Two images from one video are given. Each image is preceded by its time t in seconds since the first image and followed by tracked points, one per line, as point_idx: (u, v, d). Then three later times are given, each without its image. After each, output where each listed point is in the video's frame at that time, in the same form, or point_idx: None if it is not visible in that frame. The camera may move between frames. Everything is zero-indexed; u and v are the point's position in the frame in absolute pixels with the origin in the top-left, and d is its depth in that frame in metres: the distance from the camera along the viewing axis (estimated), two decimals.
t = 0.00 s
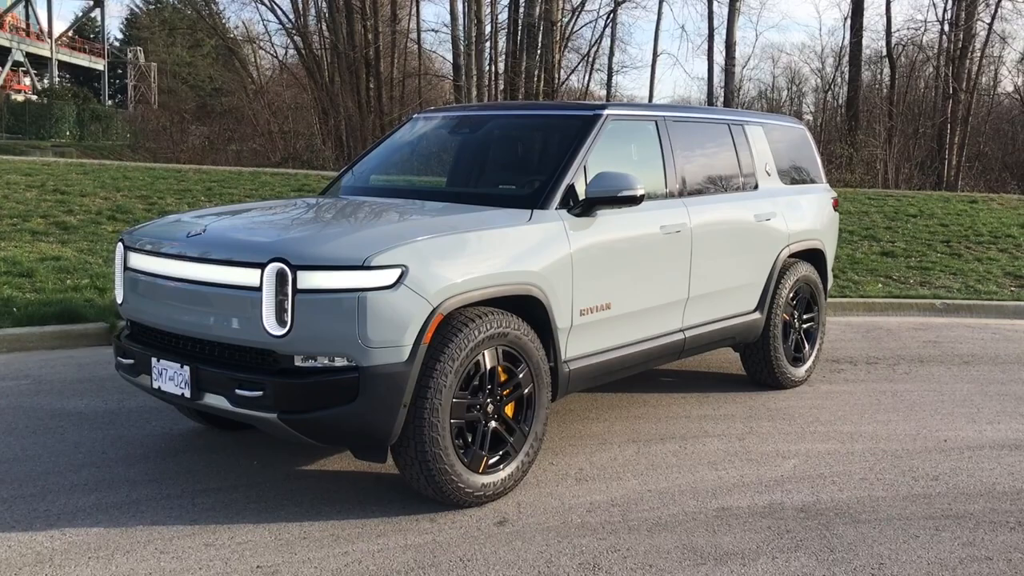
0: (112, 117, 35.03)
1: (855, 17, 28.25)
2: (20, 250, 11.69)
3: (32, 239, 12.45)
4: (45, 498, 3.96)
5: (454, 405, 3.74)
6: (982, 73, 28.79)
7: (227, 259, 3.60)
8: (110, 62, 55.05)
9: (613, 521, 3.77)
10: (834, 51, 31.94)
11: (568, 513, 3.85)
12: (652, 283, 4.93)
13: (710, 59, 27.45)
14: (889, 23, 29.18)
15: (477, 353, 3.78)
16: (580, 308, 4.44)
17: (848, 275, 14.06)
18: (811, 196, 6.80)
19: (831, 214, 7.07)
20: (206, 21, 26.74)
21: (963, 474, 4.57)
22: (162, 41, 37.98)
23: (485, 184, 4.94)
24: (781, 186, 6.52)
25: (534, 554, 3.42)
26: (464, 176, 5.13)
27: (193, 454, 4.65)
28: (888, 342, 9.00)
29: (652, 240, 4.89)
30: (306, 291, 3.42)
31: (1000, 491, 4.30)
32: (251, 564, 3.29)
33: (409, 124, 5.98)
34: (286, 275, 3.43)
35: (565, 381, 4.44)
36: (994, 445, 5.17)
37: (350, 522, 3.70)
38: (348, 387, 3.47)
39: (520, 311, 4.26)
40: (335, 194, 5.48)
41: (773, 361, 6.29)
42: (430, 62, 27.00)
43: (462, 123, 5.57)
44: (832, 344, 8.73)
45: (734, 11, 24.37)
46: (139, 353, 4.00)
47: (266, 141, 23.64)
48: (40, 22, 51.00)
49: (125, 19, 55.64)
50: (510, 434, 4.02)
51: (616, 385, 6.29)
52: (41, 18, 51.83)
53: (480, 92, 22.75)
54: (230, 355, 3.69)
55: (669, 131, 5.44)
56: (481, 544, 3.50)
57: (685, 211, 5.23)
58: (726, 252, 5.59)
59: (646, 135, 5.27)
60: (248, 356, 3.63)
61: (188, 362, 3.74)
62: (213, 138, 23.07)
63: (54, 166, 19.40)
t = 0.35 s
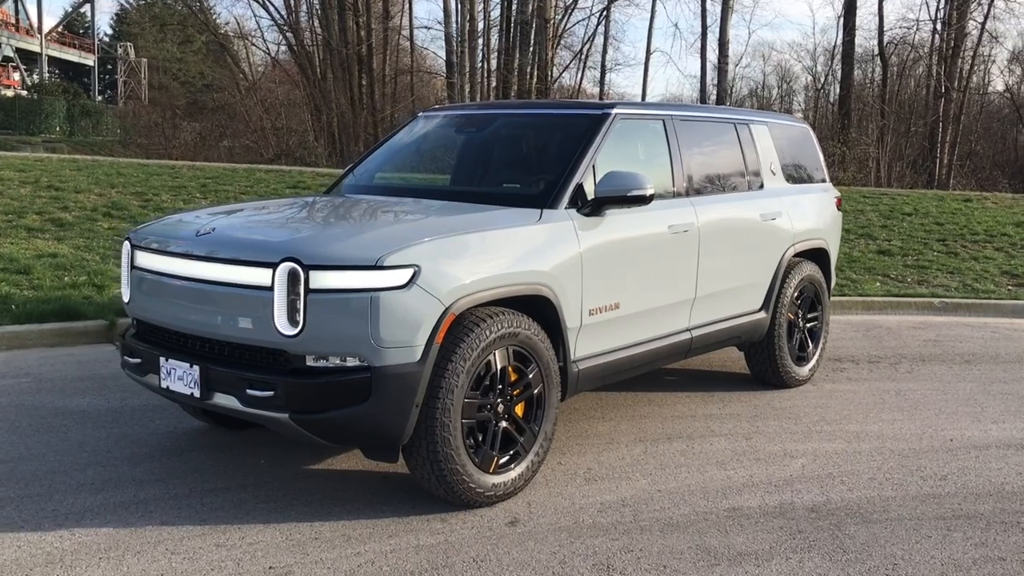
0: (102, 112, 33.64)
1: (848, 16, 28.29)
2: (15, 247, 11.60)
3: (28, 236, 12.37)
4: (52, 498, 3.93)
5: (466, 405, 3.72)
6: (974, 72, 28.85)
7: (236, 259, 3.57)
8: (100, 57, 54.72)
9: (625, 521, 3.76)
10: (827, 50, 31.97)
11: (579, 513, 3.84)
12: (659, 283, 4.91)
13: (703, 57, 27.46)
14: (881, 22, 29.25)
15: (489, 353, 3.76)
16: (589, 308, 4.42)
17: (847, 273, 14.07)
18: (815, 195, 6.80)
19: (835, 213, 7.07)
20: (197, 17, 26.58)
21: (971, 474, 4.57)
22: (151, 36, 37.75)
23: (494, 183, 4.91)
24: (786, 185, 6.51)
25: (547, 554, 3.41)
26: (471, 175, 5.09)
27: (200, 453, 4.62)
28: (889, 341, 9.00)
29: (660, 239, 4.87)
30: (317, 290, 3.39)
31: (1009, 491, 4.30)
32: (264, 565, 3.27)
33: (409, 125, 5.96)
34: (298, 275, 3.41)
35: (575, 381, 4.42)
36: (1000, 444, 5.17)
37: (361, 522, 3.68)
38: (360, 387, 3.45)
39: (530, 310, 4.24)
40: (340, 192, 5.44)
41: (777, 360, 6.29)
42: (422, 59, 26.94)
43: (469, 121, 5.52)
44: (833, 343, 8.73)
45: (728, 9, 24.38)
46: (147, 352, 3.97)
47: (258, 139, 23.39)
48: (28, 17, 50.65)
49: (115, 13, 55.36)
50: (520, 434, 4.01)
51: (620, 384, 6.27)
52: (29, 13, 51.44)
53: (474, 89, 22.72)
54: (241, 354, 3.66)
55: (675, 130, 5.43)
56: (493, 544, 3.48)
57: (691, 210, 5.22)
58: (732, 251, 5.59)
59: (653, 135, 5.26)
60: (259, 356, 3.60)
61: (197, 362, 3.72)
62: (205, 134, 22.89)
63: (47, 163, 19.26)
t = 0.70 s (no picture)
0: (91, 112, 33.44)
1: (838, 18, 28.40)
2: (11, 248, 11.54)
3: (23, 237, 12.31)
4: (60, 502, 3.90)
5: (478, 409, 3.71)
6: (964, 74, 29.00)
7: (247, 262, 3.55)
8: (88, 57, 54.43)
9: (638, 525, 3.76)
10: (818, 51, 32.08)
11: (591, 517, 3.83)
12: (666, 286, 4.91)
13: (694, 59, 27.52)
14: (871, 24, 29.37)
15: (500, 357, 3.76)
16: (599, 311, 4.42)
17: (844, 275, 14.12)
18: (817, 198, 6.82)
19: (836, 215, 7.09)
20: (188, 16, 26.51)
21: (979, 476, 4.59)
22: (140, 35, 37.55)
23: (500, 186, 4.89)
24: (788, 189, 6.53)
25: (562, 559, 3.41)
26: (477, 177, 5.08)
27: (207, 457, 4.60)
28: (888, 342, 9.03)
29: (667, 242, 4.87)
30: (330, 294, 3.38)
31: (1017, 493, 4.32)
32: (279, 570, 3.26)
33: (411, 129, 5.96)
34: (310, 279, 3.39)
35: (584, 384, 4.42)
36: (1005, 446, 5.20)
37: (373, 526, 3.67)
38: (373, 391, 3.43)
39: (539, 313, 4.23)
40: (345, 195, 5.42)
41: (781, 363, 6.30)
42: (413, 59, 26.92)
43: (474, 124, 5.51)
44: (834, 344, 8.75)
45: (719, 10, 24.42)
46: (155, 356, 3.94)
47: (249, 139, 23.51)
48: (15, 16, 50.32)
49: (104, 12, 55.10)
50: (531, 438, 4.00)
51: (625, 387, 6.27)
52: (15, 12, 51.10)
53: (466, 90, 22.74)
54: (251, 358, 3.64)
55: (681, 134, 5.43)
56: (508, 548, 3.48)
57: (698, 214, 5.22)
58: (737, 255, 5.59)
59: (659, 138, 5.26)
60: (270, 360, 3.58)
61: (207, 366, 3.70)
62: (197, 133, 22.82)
63: (39, 162, 19.14)
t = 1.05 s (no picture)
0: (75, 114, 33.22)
1: (823, 21, 28.55)
2: (3, 252, 11.44)
3: (15, 240, 12.22)
4: (69, 508, 3.87)
5: (492, 413, 3.71)
6: (950, 77, 29.19)
7: (260, 266, 3.54)
8: (71, 58, 54.13)
9: (651, 529, 3.76)
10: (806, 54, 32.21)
11: (604, 520, 3.84)
12: (672, 288, 4.90)
13: (681, 61, 27.59)
14: (856, 27, 29.54)
15: (513, 361, 3.75)
16: (608, 314, 4.42)
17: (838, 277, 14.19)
18: (817, 201, 6.84)
19: (835, 218, 7.12)
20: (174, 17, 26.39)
21: (985, 478, 4.62)
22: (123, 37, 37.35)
23: (505, 188, 4.89)
24: (790, 191, 6.55)
25: (578, 563, 3.40)
26: (481, 180, 5.07)
27: (214, 461, 4.57)
28: (886, 344, 9.08)
29: (673, 244, 4.87)
30: (345, 298, 3.37)
31: None
32: None
33: (413, 132, 5.96)
34: (324, 283, 3.39)
35: (594, 387, 4.42)
36: (1007, 448, 5.23)
37: (387, 531, 3.66)
38: (387, 396, 3.42)
39: (550, 316, 4.23)
40: (349, 198, 5.40)
41: (783, 366, 6.33)
42: (400, 61, 26.91)
43: (479, 127, 5.50)
44: (832, 346, 8.79)
45: (705, 12, 24.47)
46: (164, 360, 3.92)
47: (234, 142, 23.31)
48: None
49: (88, 12, 54.75)
50: (542, 441, 4.00)
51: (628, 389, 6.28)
52: None
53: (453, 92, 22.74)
54: (263, 361, 3.62)
55: (684, 136, 5.44)
56: (523, 552, 3.48)
57: (702, 216, 5.23)
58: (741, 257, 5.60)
59: (664, 140, 5.27)
60: (283, 363, 3.57)
61: (218, 370, 3.67)
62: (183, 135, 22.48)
63: (26, 165, 19.00)
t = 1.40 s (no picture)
0: (57, 116, 32.97)
1: (807, 22, 28.67)
2: None
3: (5, 244, 12.10)
4: (79, 514, 3.84)
5: (507, 415, 3.71)
6: (933, 76, 29.38)
7: (277, 268, 3.53)
8: (52, 59, 53.71)
9: (664, 529, 3.78)
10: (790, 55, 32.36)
11: (617, 521, 3.85)
12: (679, 289, 4.92)
13: (666, 62, 27.62)
14: (840, 27, 29.70)
15: (527, 363, 3.76)
16: (618, 315, 4.44)
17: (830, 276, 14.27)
18: (818, 202, 6.88)
19: (835, 219, 7.16)
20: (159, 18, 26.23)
21: (990, 476, 4.66)
22: (104, 37, 36.93)
23: (515, 189, 4.88)
24: (791, 192, 6.58)
25: (595, 564, 3.41)
26: (490, 181, 5.06)
27: (223, 465, 4.55)
28: (881, 343, 9.14)
29: (680, 245, 4.89)
30: (363, 300, 3.37)
31: None
32: None
33: (417, 136, 5.96)
34: (342, 285, 3.39)
35: (604, 388, 4.43)
36: (1009, 446, 5.28)
37: (402, 534, 3.66)
38: (405, 398, 3.42)
39: (561, 318, 4.24)
40: (355, 200, 5.38)
41: (784, 366, 6.36)
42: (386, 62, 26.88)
43: (486, 130, 5.48)
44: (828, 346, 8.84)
45: (691, 13, 24.54)
46: (177, 364, 3.90)
47: (218, 144, 23.06)
48: None
49: (68, 13, 54.24)
50: (555, 443, 4.01)
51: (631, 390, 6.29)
52: None
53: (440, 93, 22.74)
54: (279, 365, 3.62)
55: (690, 137, 5.46)
56: (539, 554, 3.48)
57: (708, 217, 5.26)
58: (745, 258, 5.63)
59: (671, 142, 5.29)
60: (300, 367, 3.56)
61: (233, 374, 3.66)
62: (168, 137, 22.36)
63: (11, 168, 18.83)
